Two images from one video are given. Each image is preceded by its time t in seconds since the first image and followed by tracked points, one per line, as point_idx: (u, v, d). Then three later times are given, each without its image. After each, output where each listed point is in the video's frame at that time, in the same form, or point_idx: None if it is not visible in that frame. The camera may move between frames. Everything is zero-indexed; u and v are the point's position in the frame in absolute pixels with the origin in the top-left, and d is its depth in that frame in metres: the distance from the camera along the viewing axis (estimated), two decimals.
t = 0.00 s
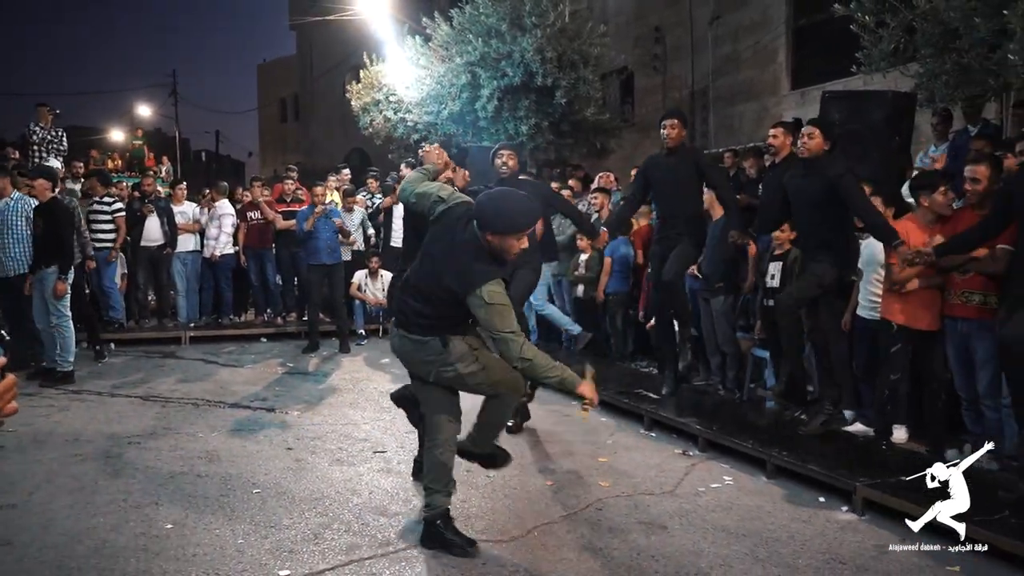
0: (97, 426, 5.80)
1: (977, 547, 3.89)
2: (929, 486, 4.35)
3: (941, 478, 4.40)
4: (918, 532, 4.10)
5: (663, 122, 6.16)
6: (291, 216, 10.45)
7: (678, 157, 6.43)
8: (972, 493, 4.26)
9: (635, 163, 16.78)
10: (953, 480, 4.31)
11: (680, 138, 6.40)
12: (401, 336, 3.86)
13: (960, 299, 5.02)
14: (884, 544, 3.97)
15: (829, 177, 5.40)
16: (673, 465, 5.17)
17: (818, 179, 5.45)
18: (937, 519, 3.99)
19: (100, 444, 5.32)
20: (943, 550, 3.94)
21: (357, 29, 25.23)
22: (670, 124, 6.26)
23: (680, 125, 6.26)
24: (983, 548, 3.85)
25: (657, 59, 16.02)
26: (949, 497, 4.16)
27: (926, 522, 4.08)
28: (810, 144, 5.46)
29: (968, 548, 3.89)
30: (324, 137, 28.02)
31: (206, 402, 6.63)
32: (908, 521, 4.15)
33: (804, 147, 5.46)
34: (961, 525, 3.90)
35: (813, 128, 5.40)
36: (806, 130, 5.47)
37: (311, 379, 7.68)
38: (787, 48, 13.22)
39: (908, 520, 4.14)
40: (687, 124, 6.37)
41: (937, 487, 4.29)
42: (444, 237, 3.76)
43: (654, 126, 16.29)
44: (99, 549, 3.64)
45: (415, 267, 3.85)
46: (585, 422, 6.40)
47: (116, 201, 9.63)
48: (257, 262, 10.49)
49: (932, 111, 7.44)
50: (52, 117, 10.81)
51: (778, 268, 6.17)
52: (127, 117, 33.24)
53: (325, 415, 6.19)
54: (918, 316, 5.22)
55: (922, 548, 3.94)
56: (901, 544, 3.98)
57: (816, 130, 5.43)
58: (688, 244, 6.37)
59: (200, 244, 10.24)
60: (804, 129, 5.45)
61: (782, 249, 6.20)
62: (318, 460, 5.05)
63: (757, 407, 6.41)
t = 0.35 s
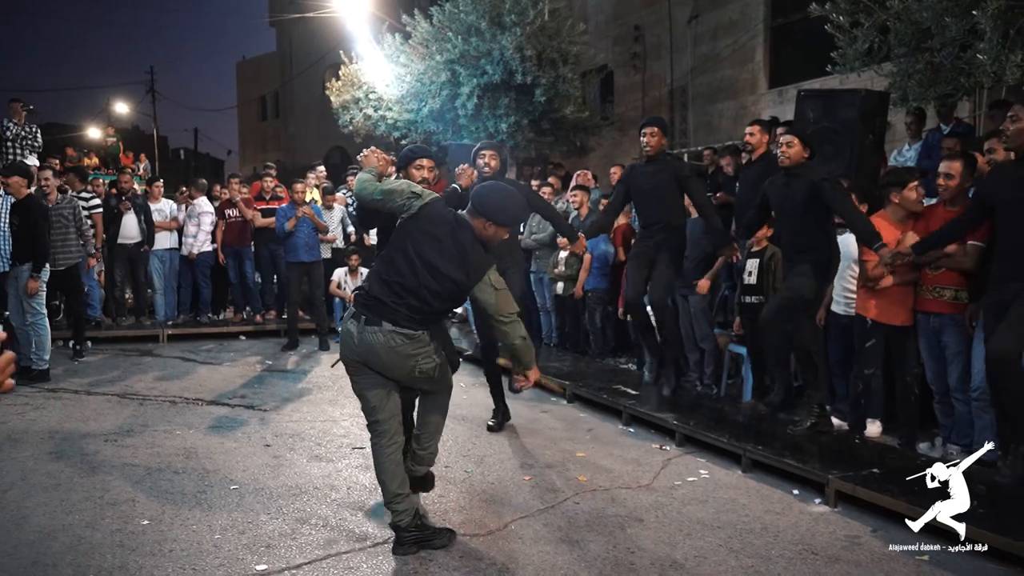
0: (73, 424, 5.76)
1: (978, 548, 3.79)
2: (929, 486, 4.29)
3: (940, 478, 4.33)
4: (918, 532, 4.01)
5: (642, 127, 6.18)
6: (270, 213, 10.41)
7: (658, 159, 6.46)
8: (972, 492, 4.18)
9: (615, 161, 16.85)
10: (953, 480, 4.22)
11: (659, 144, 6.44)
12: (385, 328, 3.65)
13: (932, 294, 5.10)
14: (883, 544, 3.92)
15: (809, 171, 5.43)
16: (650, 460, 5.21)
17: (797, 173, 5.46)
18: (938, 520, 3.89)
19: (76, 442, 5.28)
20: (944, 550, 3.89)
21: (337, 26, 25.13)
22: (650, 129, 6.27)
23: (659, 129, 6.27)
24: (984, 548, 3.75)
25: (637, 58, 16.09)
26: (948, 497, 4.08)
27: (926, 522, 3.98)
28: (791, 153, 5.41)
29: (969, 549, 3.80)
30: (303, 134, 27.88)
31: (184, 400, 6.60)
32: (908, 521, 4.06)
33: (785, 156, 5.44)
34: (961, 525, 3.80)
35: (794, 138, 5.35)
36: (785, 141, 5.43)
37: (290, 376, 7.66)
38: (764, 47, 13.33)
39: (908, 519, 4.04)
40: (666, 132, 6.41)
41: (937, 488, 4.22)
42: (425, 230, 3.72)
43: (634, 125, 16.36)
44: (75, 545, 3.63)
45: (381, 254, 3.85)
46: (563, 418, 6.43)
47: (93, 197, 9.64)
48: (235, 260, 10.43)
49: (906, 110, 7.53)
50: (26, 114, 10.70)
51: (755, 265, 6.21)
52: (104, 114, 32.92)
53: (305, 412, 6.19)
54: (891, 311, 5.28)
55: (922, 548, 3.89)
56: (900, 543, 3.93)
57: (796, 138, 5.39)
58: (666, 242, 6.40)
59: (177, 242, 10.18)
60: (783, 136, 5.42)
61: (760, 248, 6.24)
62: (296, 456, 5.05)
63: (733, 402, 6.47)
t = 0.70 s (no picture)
0: (55, 422, 5.76)
1: (978, 548, 3.75)
2: (930, 486, 4.22)
3: (941, 478, 4.27)
4: (918, 532, 3.95)
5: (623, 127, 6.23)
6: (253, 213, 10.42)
7: (639, 159, 6.49)
8: (972, 493, 4.13)
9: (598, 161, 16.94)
10: (953, 480, 4.17)
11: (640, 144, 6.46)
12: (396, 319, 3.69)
13: (906, 290, 5.18)
14: (884, 545, 3.87)
15: (793, 168, 5.47)
16: (631, 454, 5.27)
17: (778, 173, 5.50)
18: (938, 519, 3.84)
19: (59, 440, 5.29)
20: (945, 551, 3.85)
21: (321, 26, 25.09)
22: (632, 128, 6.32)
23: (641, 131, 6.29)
24: (984, 548, 3.73)
25: (620, 59, 16.18)
26: (949, 497, 4.03)
27: (926, 522, 3.94)
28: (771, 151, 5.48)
29: (969, 548, 3.76)
30: (288, 134, 27.81)
31: (168, 398, 6.61)
32: (908, 521, 4.01)
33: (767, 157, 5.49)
34: (962, 526, 3.76)
35: (774, 136, 5.39)
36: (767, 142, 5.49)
37: (273, 375, 7.67)
38: (746, 48, 13.46)
39: (908, 519, 3.99)
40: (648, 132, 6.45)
41: (937, 487, 4.18)
42: (421, 237, 3.85)
43: (617, 125, 16.45)
44: (59, 540, 3.64)
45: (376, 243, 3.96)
46: (545, 414, 6.50)
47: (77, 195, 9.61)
48: (219, 259, 10.42)
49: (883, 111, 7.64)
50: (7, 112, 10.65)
51: (735, 262, 6.29)
52: (86, 114, 32.72)
53: (288, 410, 6.21)
54: (868, 309, 5.37)
55: (922, 548, 3.86)
56: (900, 543, 3.89)
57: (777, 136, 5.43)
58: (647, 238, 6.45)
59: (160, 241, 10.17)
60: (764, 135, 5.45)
61: (739, 246, 6.33)
62: (280, 452, 5.08)
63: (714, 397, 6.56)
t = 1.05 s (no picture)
0: (46, 420, 5.78)
1: (978, 548, 3.74)
2: (930, 486, 4.22)
3: (940, 478, 4.27)
4: (918, 532, 3.94)
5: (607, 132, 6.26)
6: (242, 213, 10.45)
7: (624, 163, 6.55)
8: (972, 493, 4.12)
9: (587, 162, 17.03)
10: (953, 480, 4.17)
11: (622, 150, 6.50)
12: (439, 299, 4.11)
13: (889, 289, 5.27)
14: (883, 545, 3.86)
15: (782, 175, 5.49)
16: (619, 451, 5.34)
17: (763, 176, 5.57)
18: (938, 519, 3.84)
19: (50, 437, 5.31)
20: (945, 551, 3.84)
21: (309, 26, 25.09)
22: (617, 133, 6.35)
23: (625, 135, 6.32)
24: (984, 548, 3.72)
25: (608, 60, 16.28)
26: (949, 498, 4.02)
27: (926, 522, 3.92)
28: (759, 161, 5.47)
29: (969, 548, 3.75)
30: (276, 134, 27.77)
31: (158, 397, 6.63)
32: (908, 521, 4.00)
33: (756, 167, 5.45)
34: (962, 526, 3.75)
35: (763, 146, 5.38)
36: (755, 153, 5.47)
37: (263, 374, 7.70)
38: (733, 51, 13.58)
39: (908, 519, 3.98)
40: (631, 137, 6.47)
41: (937, 488, 4.17)
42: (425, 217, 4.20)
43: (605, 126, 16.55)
44: (53, 535, 3.68)
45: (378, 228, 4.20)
46: (533, 411, 6.58)
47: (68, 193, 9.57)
48: (208, 259, 10.44)
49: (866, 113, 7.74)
50: None
51: (722, 261, 6.38)
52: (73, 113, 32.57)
53: (279, 408, 6.26)
54: (853, 306, 5.49)
55: (922, 548, 3.84)
56: (900, 543, 3.87)
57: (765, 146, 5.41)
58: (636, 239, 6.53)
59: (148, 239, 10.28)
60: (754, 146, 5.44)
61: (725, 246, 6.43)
62: (271, 449, 5.13)
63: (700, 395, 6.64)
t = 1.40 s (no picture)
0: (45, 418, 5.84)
1: (977, 548, 3.80)
2: (930, 486, 4.23)
3: (940, 477, 4.29)
4: (918, 532, 3.99)
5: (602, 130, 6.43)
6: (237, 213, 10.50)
7: (618, 163, 6.65)
8: (972, 492, 4.15)
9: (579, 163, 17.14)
10: (952, 480, 4.20)
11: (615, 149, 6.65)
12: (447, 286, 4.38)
13: (877, 289, 5.38)
14: (884, 545, 3.86)
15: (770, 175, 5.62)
16: (611, 448, 5.43)
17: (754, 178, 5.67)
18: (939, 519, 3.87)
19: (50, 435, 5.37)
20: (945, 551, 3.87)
21: (303, 28, 25.14)
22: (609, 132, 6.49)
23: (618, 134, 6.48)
24: (984, 548, 3.77)
25: (601, 62, 16.39)
26: (949, 497, 4.04)
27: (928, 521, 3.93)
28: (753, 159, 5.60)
29: (969, 548, 3.79)
30: (269, 135, 27.78)
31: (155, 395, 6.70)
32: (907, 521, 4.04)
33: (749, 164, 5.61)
34: (962, 526, 3.79)
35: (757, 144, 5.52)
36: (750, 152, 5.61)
37: (259, 373, 7.77)
38: (724, 53, 13.70)
39: (908, 521, 4.03)
40: (623, 136, 6.66)
41: (937, 487, 4.17)
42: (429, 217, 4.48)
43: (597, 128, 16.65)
44: (56, 530, 3.74)
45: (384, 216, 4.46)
46: (527, 409, 6.66)
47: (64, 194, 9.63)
48: (203, 259, 10.50)
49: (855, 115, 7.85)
50: None
51: (714, 261, 6.48)
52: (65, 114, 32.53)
53: (275, 406, 6.33)
54: (838, 306, 5.53)
55: (924, 548, 3.86)
56: (902, 543, 3.88)
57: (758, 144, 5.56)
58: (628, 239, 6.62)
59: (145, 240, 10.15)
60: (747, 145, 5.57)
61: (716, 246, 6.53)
62: (268, 446, 5.20)
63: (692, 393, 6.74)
